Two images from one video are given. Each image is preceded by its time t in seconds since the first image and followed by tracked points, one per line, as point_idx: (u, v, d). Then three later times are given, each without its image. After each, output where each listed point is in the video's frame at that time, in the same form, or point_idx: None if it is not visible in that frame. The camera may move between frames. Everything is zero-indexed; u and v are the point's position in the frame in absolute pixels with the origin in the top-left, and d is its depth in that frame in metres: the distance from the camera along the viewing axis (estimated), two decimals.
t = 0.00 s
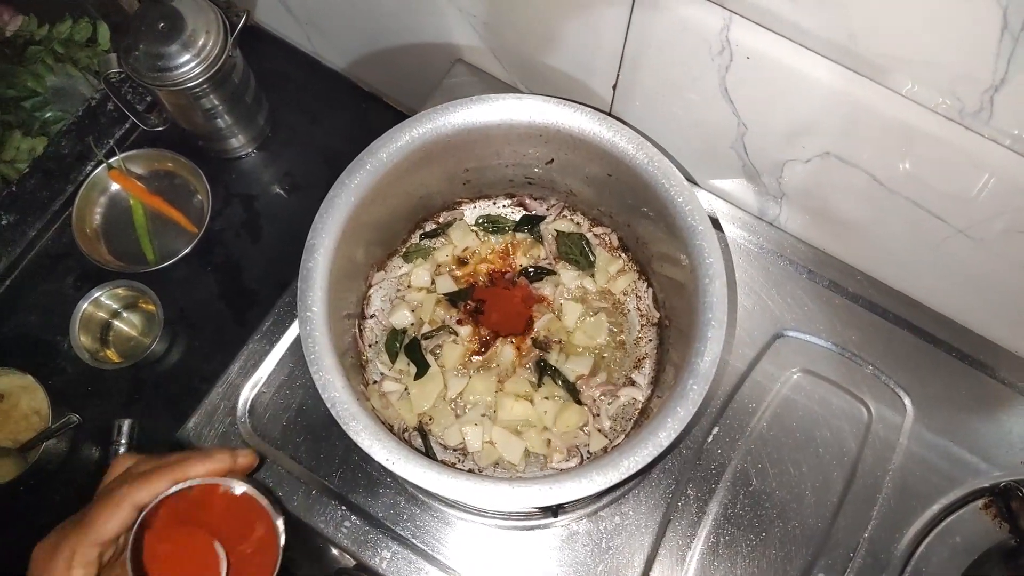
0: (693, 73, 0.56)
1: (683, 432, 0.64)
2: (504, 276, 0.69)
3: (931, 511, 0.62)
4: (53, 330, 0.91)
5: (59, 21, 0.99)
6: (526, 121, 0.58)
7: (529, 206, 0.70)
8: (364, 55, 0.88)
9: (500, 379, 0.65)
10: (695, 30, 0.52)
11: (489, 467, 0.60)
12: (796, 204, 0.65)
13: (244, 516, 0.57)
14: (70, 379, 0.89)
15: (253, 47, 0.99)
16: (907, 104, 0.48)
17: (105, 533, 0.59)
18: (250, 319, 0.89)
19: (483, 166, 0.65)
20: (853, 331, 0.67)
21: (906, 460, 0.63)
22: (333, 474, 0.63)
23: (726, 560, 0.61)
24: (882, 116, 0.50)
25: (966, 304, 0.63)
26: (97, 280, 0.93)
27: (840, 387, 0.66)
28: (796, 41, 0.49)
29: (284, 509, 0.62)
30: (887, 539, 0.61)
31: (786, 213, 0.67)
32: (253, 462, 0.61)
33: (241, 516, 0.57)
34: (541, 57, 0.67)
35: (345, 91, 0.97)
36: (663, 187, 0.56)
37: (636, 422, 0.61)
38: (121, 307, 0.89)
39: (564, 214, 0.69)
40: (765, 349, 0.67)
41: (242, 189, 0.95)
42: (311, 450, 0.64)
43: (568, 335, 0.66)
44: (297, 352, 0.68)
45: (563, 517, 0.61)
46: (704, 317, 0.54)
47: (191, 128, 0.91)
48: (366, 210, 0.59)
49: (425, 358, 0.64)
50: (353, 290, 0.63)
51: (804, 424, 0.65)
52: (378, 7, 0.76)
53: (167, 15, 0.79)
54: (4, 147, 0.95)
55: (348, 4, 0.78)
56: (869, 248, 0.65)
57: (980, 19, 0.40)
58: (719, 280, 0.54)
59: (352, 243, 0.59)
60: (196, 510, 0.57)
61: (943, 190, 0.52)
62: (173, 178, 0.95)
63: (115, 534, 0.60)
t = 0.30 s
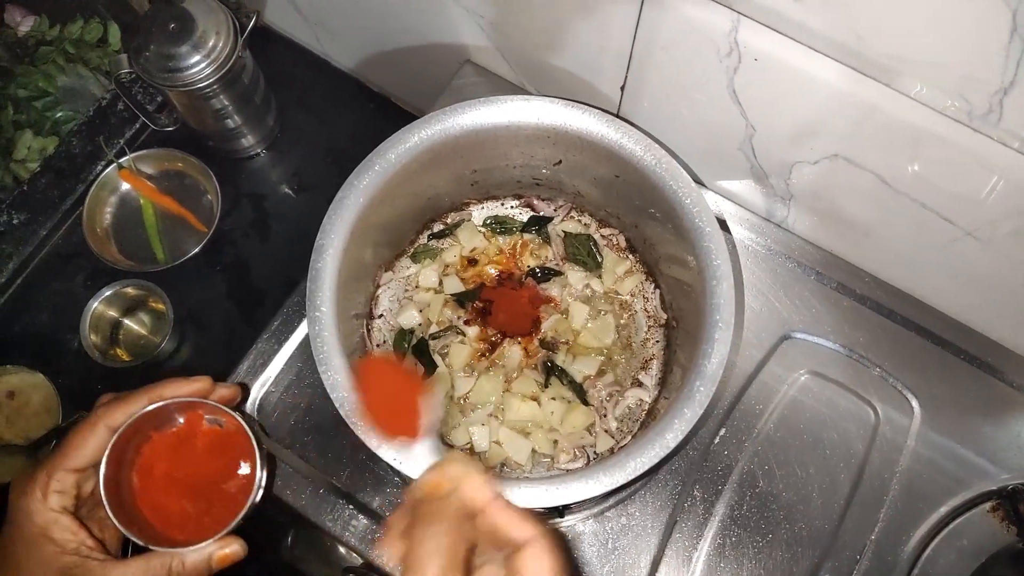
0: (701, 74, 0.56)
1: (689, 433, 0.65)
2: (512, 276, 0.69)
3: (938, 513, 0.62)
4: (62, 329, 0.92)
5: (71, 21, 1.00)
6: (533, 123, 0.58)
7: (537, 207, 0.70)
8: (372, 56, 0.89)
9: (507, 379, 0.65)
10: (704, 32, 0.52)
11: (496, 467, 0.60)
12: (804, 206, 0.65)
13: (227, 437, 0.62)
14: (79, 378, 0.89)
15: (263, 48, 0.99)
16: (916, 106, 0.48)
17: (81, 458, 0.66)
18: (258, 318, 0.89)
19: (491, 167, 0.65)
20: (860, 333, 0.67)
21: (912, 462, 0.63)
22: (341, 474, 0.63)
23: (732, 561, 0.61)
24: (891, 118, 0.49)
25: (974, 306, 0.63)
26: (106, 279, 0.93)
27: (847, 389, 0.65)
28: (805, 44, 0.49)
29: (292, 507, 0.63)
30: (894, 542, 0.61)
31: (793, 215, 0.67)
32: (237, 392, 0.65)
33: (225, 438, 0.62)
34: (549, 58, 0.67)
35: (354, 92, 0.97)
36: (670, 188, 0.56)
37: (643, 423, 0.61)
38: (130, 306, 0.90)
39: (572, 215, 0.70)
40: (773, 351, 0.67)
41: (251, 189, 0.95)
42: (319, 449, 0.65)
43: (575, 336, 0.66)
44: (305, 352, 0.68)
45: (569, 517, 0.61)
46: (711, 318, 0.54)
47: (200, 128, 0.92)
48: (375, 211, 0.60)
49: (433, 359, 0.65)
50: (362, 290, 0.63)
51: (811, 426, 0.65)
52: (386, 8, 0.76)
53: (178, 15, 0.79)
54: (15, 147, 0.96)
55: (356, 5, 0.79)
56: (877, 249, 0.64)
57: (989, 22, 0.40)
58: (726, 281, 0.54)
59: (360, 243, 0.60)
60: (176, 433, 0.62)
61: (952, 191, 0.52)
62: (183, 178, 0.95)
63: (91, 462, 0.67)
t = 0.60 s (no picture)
0: (714, 74, 0.56)
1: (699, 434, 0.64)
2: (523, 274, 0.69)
3: (949, 515, 0.61)
4: (75, 325, 0.93)
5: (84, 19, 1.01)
6: (546, 123, 0.58)
7: (548, 206, 0.70)
8: (383, 55, 0.89)
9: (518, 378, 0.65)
10: (717, 32, 0.52)
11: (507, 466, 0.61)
12: (816, 207, 0.65)
13: (232, 439, 0.63)
14: (91, 374, 0.90)
15: (275, 46, 1.00)
16: (930, 107, 0.48)
17: (95, 460, 0.66)
18: (270, 315, 0.90)
19: (503, 166, 0.65)
20: (872, 334, 0.67)
21: (923, 464, 0.63)
22: (351, 471, 0.64)
23: (741, 562, 0.61)
24: (906, 119, 0.49)
25: (986, 308, 0.63)
26: (118, 276, 0.94)
27: (859, 391, 0.65)
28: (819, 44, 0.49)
29: (303, 503, 0.63)
30: (904, 544, 0.61)
31: (806, 215, 0.67)
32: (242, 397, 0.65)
33: (230, 439, 0.63)
34: (561, 58, 0.67)
35: (365, 90, 0.98)
36: (682, 188, 0.57)
37: (653, 422, 0.61)
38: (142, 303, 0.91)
39: (583, 214, 0.70)
40: (784, 351, 0.67)
41: (262, 187, 0.96)
42: (330, 446, 0.65)
43: (586, 335, 0.67)
44: (317, 349, 0.68)
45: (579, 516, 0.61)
46: (722, 319, 0.54)
47: (212, 126, 0.92)
48: (387, 210, 0.60)
49: (444, 357, 0.65)
50: (373, 288, 0.64)
51: (822, 427, 0.64)
52: (399, 8, 0.77)
53: (191, 14, 0.80)
54: (28, 144, 0.97)
55: (368, 4, 0.79)
56: (889, 250, 0.64)
57: (1006, 23, 0.40)
58: (738, 282, 0.54)
59: (373, 242, 0.60)
60: (183, 436, 0.64)
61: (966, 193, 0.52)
62: (195, 176, 0.96)
63: (106, 463, 0.67)
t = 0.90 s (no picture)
0: (714, 77, 0.56)
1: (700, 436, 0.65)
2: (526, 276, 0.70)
3: (949, 517, 0.61)
4: (78, 325, 0.93)
5: (86, 21, 1.00)
6: (548, 125, 0.59)
7: (549, 208, 0.71)
8: (385, 57, 0.89)
9: (519, 379, 0.65)
10: (718, 35, 0.52)
11: (508, 466, 0.61)
12: (817, 209, 0.65)
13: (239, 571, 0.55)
14: (95, 374, 0.90)
15: (277, 49, 1.00)
16: (930, 110, 0.48)
17: None
18: (272, 316, 0.90)
19: (505, 168, 0.66)
20: (872, 335, 0.67)
21: (924, 465, 0.63)
22: (353, 472, 0.64)
23: (741, 563, 0.61)
24: (906, 122, 0.50)
25: (986, 310, 0.63)
26: (122, 277, 0.95)
27: (859, 392, 0.66)
28: (820, 48, 0.49)
29: (305, 504, 0.64)
30: (905, 545, 0.61)
31: (806, 217, 0.67)
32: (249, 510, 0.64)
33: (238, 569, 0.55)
34: (562, 61, 0.67)
35: (367, 93, 0.98)
36: (683, 190, 0.57)
37: (654, 424, 0.62)
38: (145, 304, 0.91)
39: (584, 216, 0.70)
40: (784, 352, 0.67)
41: (265, 189, 0.96)
42: (332, 446, 0.65)
43: (587, 336, 0.67)
44: (319, 350, 0.69)
45: (580, 517, 0.61)
46: (723, 321, 0.54)
47: (215, 128, 0.93)
48: (390, 211, 0.60)
49: (446, 358, 0.65)
50: (375, 289, 0.64)
51: (822, 429, 0.65)
52: (401, 10, 0.77)
53: (195, 17, 0.80)
54: (33, 146, 0.97)
55: (371, 7, 0.79)
56: (889, 253, 0.64)
57: (1004, 26, 0.40)
58: (739, 284, 0.54)
59: (375, 243, 0.60)
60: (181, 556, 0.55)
61: (965, 195, 0.52)
62: (198, 178, 0.96)
63: None
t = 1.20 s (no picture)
0: (715, 79, 0.57)
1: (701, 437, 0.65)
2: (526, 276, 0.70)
3: (950, 516, 0.62)
4: (78, 327, 0.93)
5: (86, 23, 0.99)
6: (549, 126, 0.59)
7: (550, 209, 0.71)
8: (385, 59, 0.90)
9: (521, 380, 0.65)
10: (718, 37, 0.52)
11: (509, 467, 0.61)
12: (817, 209, 0.65)
13: None
14: (95, 376, 0.90)
15: (278, 51, 1.00)
16: (930, 111, 0.48)
17: None
18: (273, 318, 0.90)
19: (506, 170, 0.66)
20: (873, 336, 0.67)
21: (924, 465, 0.63)
22: (355, 473, 0.64)
23: (743, 563, 0.61)
24: (906, 123, 0.50)
25: (986, 310, 0.63)
26: (122, 279, 0.95)
27: (859, 392, 0.66)
28: (820, 49, 0.49)
29: (307, 505, 0.64)
30: (906, 545, 0.61)
31: (807, 218, 0.67)
32: None
33: None
34: (563, 63, 0.68)
35: (367, 95, 0.98)
36: (685, 191, 0.57)
37: (655, 424, 0.62)
38: (146, 306, 0.91)
39: (585, 218, 0.70)
40: (785, 353, 0.67)
41: (265, 191, 0.96)
42: (334, 448, 0.65)
43: (588, 337, 0.67)
44: (320, 352, 0.69)
45: (582, 518, 0.61)
46: (725, 321, 0.54)
47: (216, 130, 0.93)
48: (392, 212, 0.60)
49: (447, 359, 0.65)
50: (377, 291, 0.64)
51: (824, 429, 0.65)
52: (401, 12, 0.77)
53: (195, 19, 0.80)
54: (32, 149, 0.97)
55: (372, 9, 0.80)
56: (889, 253, 0.65)
57: (1003, 27, 0.41)
58: (740, 285, 0.54)
59: (377, 244, 0.61)
60: None
61: (964, 196, 0.52)
62: (199, 180, 0.96)
63: None
